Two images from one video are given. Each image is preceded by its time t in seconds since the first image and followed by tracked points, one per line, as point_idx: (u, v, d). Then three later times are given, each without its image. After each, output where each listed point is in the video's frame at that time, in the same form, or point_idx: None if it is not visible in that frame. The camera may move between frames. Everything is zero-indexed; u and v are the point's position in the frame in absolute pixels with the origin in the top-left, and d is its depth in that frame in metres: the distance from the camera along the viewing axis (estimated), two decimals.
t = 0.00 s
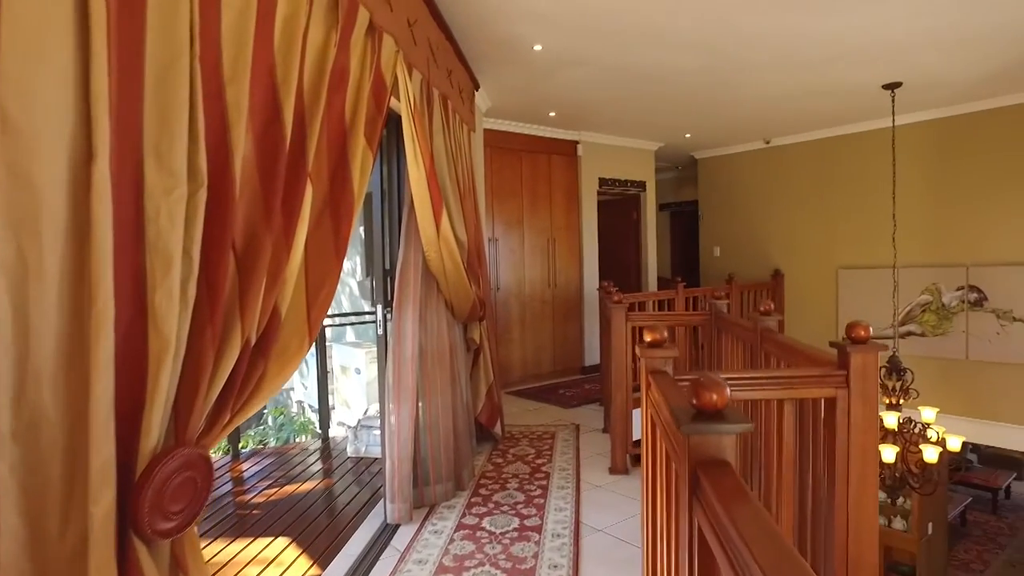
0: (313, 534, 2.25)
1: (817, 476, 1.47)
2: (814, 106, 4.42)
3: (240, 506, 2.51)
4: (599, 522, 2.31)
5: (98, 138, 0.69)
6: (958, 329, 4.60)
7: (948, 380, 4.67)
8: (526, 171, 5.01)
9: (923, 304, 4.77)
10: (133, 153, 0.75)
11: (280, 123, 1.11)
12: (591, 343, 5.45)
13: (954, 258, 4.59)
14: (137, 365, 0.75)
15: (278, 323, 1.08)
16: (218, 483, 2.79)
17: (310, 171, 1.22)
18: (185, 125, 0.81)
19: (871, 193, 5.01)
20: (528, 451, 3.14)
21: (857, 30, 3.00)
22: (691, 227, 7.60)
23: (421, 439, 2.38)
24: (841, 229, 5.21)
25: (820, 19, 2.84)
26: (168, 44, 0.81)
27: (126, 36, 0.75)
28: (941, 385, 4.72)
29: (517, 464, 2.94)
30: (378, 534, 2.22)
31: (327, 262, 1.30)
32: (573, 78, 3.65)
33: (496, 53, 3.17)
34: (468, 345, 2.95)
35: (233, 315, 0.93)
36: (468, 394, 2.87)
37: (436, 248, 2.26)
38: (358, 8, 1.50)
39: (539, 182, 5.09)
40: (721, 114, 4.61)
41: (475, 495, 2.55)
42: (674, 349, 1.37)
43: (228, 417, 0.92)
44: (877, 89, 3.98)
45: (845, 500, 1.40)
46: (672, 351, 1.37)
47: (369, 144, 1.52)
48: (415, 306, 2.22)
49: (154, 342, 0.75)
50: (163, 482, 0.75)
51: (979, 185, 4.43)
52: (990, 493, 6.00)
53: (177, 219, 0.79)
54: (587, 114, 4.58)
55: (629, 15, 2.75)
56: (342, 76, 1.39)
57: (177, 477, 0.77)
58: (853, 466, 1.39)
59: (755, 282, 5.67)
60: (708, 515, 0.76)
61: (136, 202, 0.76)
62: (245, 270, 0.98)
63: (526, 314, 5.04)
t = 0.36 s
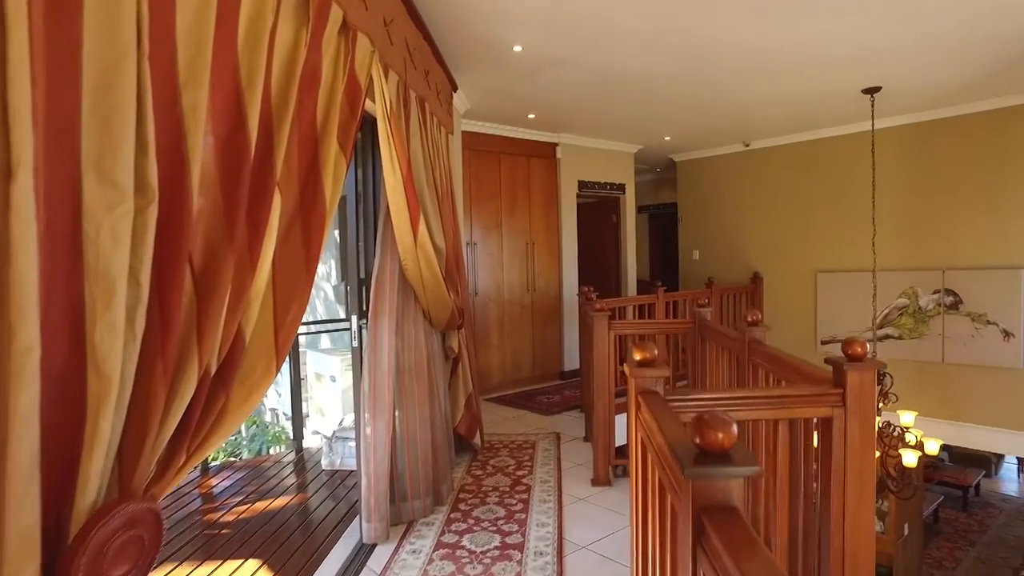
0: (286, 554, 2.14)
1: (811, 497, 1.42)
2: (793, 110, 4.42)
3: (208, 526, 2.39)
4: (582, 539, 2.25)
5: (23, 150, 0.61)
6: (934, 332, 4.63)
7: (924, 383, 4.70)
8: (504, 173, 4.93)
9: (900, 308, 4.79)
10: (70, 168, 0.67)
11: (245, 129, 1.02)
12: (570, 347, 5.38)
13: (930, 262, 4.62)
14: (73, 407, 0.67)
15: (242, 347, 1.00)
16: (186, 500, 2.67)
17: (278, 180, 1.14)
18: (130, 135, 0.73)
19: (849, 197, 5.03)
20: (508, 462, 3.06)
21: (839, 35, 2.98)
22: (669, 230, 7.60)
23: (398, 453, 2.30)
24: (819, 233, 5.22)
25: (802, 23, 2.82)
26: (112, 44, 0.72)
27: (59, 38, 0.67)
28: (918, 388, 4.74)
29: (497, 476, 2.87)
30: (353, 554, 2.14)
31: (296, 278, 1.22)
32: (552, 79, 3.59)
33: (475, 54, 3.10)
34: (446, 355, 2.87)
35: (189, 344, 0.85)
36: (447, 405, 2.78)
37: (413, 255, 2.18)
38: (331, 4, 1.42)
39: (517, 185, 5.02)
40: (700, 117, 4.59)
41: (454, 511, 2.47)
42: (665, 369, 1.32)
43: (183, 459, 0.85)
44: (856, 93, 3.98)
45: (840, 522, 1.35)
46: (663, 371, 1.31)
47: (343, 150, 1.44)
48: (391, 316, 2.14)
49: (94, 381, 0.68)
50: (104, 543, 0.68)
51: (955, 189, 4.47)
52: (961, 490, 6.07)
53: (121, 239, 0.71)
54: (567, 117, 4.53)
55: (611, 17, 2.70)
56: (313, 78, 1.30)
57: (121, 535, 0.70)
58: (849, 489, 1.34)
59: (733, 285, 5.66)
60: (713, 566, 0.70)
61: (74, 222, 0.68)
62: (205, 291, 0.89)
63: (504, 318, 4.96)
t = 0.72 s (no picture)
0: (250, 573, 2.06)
1: (788, 515, 1.41)
2: (761, 116, 4.45)
3: (166, 546, 2.28)
4: (554, 552, 2.21)
5: None
6: (897, 335, 4.71)
7: (887, 385, 4.78)
8: (474, 177, 4.89)
9: (865, 311, 4.87)
10: None
11: (201, 143, 0.96)
12: (541, 352, 5.35)
13: (893, 266, 4.71)
14: None
15: (198, 376, 0.94)
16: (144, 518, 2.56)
17: (236, 196, 1.07)
18: (65, 162, 0.67)
19: (815, 202, 5.09)
20: (478, 472, 3.01)
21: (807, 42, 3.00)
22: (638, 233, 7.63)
23: (367, 467, 2.23)
24: (786, 237, 5.28)
25: (770, 31, 2.84)
26: (44, 61, 0.67)
27: None
28: (881, 389, 4.83)
29: (468, 487, 2.82)
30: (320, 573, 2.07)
31: (256, 299, 1.16)
32: (522, 84, 3.56)
33: (444, 58, 3.05)
34: (415, 365, 2.81)
35: (137, 379, 0.79)
36: (416, 415, 2.73)
37: (381, 266, 2.13)
38: (294, 8, 1.35)
39: (486, 189, 4.98)
40: (669, 122, 4.60)
41: (424, 526, 2.41)
42: (641, 389, 1.29)
43: (130, 506, 0.80)
44: (822, 100, 4.03)
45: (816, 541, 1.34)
46: (639, 391, 1.28)
47: (306, 161, 1.38)
48: (359, 328, 2.07)
49: (23, 431, 0.63)
50: None
51: (918, 195, 4.57)
52: (920, 485, 6.18)
53: (55, 275, 0.66)
54: (537, 121, 4.50)
55: (582, 23, 2.69)
56: (275, 86, 1.24)
57: None
58: (825, 505, 1.33)
59: (702, 289, 5.70)
60: None
61: None
62: (158, 322, 0.83)
63: (473, 323, 4.92)
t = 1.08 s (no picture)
0: None
1: (766, 526, 1.40)
2: (724, 119, 4.50)
3: (119, 570, 2.15)
4: (526, 564, 2.18)
5: None
6: (856, 335, 4.81)
7: (847, 384, 4.87)
8: (438, 180, 4.83)
9: (824, 312, 4.96)
10: None
11: (154, 150, 0.89)
12: (506, 356, 5.32)
13: (852, 267, 4.81)
14: None
15: (153, 402, 0.88)
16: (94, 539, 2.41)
17: (195, 205, 1.01)
18: None
19: (775, 205, 5.18)
20: (446, 481, 2.96)
21: (773, 48, 3.04)
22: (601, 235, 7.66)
23: (332, 480, 2.16)
24: (748, 239, 5.35)
25: (737, 36, 2.86)
26: None
27: None
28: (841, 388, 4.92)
29: (436, 497, 2.76)
30: None
31: (217, 315, 1.10)
32: (489, 85, 3.52)
33: (409, 59, 2.99)
34: (380, 373, 2.75)
35: (84, 412, 0.73)
36: (382, 424, 2.66)
37: (345, 273, 2.06)
38: (255, 6, 1.29)
39: (451, 192, 4.92)
40: (634, 125, 4.62)
41: (392, 539, 2.35)
42: (620, 402, 1.26)
43: (77, 551, 0.75)
44: (783, 105, 4.09)
45: (795, 552, 1.33)
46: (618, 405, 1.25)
47: (268, 167, 1.31)
48: (323, 338, 1.99)
49: None
50: None
51: (874, 199, 4.69)
52: (874, 479, 6.30)
53: None
54: (502, 122, 4.47)
55: (550, 26, 2.66)
56: (235, 87, 1.17)
57: None
58: (804, 516, 1.31)
59: (666, 291, 5.73)
60: None
61: None
62: (108, 346, 0.77)
63: (438, 327, 4.85)
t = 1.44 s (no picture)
0: None
1: (731, 527, 1.40)
2: (672, 121, 4.56)
3: None
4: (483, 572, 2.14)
5: None
6: (798, 332, 4.94)
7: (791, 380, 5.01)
8: (386, 180, 4.73)
9: (769, 310, 5.08)
10: None
11: (84, 145, 0.81)
12: (457, 358, 5.27)
13: (794, 267, 4.95)
14: None
15: (81, 422, 0.81)
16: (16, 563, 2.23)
17: (132, 205, 0.93)
18: None
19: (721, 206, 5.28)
20: (398, 488, 2.88)
21: (721, 52, 3.09)
22: (549, 235, 7.68)
23: (279, 493, 2.07)
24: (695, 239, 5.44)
25: (687, 39, 2.89)
26: None
27: None
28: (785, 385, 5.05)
29: (388, 505, 2.68)
30: None
31: (156, 324, 1.02)
32: (439, 84, 3.47)
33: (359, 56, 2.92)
34: (330, 379, 2.66)
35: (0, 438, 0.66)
36: (332, 431, 2.58)
37: (293, 277, 1.98)
38: None
39: (399, 192, 4.83)
40: (583, 125, 4.63)
41: (344, 551, 2.27)
42: (585, 408, 1.23)
43: None
44: (730, 108, 4.16)
45: (758, 553, 1.33)
46: (583, 410, 1.22)
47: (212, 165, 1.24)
48: (270, 346, 1.91)
49: None
50: None
51: (814, 200, 4.84)
52: (813, 470, 6.49)
53: None
54: (452, 122, 4.41)
55: (504, 25, 2.64)
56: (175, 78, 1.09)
57: None
58: (767, 517, 1.31)
59: (615, 291, 5.78)
60: None
61: None
62: (27, 364, 0.70)
63: (386, 329, 4.75)
